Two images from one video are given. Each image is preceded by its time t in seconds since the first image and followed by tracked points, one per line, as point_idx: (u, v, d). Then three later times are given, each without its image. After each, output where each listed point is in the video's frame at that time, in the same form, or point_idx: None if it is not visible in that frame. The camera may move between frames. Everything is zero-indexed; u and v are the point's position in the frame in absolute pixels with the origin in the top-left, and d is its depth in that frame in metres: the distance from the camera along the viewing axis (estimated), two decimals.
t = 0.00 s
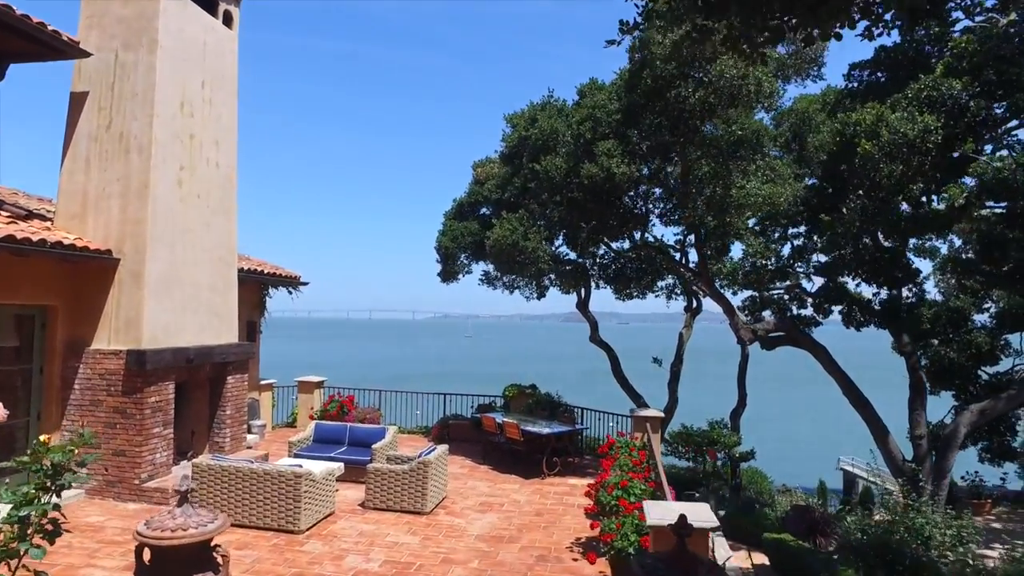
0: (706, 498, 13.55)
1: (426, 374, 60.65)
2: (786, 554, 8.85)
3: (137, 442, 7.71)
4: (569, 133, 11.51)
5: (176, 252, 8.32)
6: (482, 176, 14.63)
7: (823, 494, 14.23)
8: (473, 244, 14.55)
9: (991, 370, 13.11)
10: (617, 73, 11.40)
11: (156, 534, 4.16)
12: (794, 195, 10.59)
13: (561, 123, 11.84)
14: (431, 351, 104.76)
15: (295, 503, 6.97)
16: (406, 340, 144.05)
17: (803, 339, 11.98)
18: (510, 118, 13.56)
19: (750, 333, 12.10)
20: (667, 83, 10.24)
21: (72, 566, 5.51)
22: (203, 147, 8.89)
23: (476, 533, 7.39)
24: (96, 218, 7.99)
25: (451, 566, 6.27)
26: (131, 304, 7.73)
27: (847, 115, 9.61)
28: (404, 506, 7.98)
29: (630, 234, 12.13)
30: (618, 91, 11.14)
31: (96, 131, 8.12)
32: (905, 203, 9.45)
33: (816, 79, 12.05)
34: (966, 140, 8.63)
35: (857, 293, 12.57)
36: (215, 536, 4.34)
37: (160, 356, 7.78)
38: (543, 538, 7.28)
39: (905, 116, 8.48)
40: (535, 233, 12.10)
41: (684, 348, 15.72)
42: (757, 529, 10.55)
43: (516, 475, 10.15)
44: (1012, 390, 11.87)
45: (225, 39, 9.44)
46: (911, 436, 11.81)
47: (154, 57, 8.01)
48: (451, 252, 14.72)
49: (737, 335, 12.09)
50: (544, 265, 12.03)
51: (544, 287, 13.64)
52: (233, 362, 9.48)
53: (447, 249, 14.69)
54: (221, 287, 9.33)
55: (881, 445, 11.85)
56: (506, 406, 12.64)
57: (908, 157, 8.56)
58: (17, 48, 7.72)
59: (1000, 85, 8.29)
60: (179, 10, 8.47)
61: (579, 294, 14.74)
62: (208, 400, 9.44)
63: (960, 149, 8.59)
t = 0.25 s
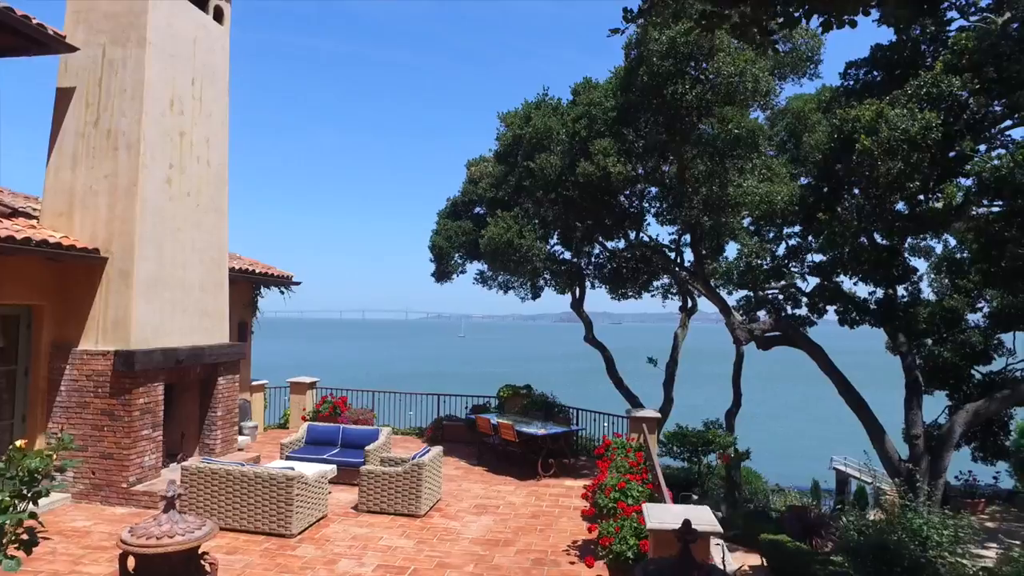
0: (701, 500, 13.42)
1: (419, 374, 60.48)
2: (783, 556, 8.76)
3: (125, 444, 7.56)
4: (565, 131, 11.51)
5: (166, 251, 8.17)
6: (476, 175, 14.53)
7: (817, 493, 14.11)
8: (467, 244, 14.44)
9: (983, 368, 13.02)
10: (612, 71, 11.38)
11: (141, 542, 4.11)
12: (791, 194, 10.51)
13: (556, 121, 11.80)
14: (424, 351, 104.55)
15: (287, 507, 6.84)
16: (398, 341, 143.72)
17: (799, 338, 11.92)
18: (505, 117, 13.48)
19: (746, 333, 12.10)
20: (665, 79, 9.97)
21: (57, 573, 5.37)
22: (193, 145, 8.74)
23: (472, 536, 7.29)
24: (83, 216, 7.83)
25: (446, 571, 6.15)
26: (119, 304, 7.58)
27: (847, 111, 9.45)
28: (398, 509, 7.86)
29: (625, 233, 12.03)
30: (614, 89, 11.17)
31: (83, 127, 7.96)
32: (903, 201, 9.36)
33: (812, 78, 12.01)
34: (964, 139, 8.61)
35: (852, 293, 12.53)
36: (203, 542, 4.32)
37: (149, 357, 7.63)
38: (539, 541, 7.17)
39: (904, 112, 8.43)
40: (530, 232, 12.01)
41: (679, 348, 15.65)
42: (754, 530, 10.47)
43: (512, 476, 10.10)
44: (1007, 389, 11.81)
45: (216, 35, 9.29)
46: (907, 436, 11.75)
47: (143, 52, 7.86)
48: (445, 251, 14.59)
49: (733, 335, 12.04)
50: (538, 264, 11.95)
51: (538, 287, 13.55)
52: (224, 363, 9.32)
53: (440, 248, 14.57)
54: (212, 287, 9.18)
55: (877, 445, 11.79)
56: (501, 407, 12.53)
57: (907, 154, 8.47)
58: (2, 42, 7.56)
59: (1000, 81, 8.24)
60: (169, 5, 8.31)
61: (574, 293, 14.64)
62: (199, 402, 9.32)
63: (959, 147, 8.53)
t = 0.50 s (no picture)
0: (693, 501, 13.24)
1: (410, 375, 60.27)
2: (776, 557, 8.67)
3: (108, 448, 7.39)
4: (558, 130, 11.44)
5: (151, 250, 8.00)
6: (467, 174, 14.40)
7: (808, 492, 14.00)
8: (458, 243, 14.31)
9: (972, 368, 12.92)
10: (605, 69, 11.29)
11: (118, 553, 4.07)
12: (786, 192, 10.44)
13: (548, 120, 11.73)
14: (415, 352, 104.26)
15: (274, 511, 6.70)
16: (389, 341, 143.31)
17: (793, 338, 11.85)
18: (497, 115, 13.36)
19: (739, 332, 12.02)
20: (658, 77, 9.88)
21: None
22: (179, 142, 8.57)
23: (463, 540, 7.16)
24: (65, 213, 7.65)
25: None
26: (102, 304, 7.40)
27: (842, 107, 9.28)
28: (388, 512, 7.72)
29: (617, 232, 11.92)
30: (606, 86, 11.08)
31: (65, 123, 7.78)
32: (895, 199, 9.18)
33: (805, 76, 11.95)
34: (959, 135, 8.51)
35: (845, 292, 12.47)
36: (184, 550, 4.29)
37: (133, 358, 7.46)
38: (532, 544, 7.05)
39: (898, 108, 8.36)
40: (522, 231, 11.90)
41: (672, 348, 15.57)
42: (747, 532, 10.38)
43: (504, 478, 9.97)
44: (999, 388, 11.78)
45: (202, 29, 9.12)
46: (900, 436, 11.70)
47: (126, 46, 7.69)
48: (436, 251, 14.45)
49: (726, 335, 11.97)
50: (531, 264, 11.86)
51: (530, 287, 13.43)
52: (211, 364, 9.15)
53: (431, 248, 14.43)
54: (199, 287, 9.01)
55: (870, 445, 11.73)
56: (493, 408, 12.42)
57: (902, 150, 8.40)
58: None
59: (996, 78, 8.30)
60: None
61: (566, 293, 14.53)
62: (185, 404, 9.14)
63: (954, 145, 8.47)
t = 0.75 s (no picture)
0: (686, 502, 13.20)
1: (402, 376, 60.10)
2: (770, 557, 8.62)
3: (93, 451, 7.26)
4: (550, 130, 11.39)
5: (137, 250, 7.88)
6: (459, 174, 14.32)
7: (800, 491, 13.97)
8: (450, 243, 14.22)
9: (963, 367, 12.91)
10: (597, 68, 11.25)
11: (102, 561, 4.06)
12: (779, 192, 10.42)
13: (540, 119, 11.70)
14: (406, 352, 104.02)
15: (263, 515, 6.60)
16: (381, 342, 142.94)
17: (785, 338, 11.83)
18: (489, 115, 13.29)
19: (733, 333, 11.93)
20: (650, 76, 9.82)
21: None
22: (167, 140, 8.44)
23: (455, 542, 7.07)
24: (49, 212, 7.51)
25: None
26: (87, 304, 7.28)
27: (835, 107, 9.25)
28: (380, 515, 7.62)
29: (610, 232, 11.87)
30: (599, 85, 11.03)
31: (49, 120, 7.64)
32: (887, 198, 9.21)
33: (798, 76, 11.95)
34: (951, 135, 8.48)
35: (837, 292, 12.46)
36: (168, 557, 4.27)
37: (119, 359, 7.34)
38: (525, 547, 6.98)
39: (890, 106, 8.34)
40: (514, 231, 11.82)
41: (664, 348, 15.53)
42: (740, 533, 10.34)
43: (496, 480, 9.89)
44: (989, 387, 11.80)
45: (190, 26, 8.99)
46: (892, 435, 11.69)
47: (112, 42, 7.56)
48: (427, 250, 14.36)
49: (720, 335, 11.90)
50: (524, 265, 11.78)
51: (522, 287, 13.36)
52: (200, 365, 9.02)
53: (423, 248, 14.33)
54: (187, 287, 8.88)
55: (863, 445, 11.72)
56: (485, 409, 12.34)
57: (894, 149, 8.39)
58: None
59: (988, 78, 8.32)
60: None
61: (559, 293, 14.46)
62: (173, 405, 9.01)
63: (946, 144, 8.45)
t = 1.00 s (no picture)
0: (676, 502, 13.19)
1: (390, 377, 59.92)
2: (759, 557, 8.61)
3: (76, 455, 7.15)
4: (541, 130, 11.37)
5: (122, 249, 7.76)
6: (448, 173, 14.26)
7: (788, 490, 14.01)
8: (440, 243, 14.15)
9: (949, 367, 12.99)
10: (587, 68, 11.23)
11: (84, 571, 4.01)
12: (768, 192, 10.42)
13: (530, 119, 11.69)
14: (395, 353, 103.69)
15: (250, 519, 6.51)
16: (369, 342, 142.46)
17: (775, 338, 11.85)
18: (478, 114, 13.24)
19: (723, 333, 11.89)
20: (640, 75, 9.81)
21: None
22: (152, 138, 8.32)
23: (446, 545, 7.01)
24: (29, 210, 7.37)
25: None
26: (70, 304, 7.15)
27: (824, 107, 9.26)
28: (369, 517, 7.55)
29: (599, 232, 11.84)
30: (588, 85, 11.01)
31: (29, 116, 7.49)
32: (876, 198, 9.21)
33: (786, 77, 11.99)
34: (938, 136, 8.49)
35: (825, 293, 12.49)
36: (151, 566, 4.24)
37: (102, 361, 7.22)
38: (516, 549, 6.93)
39: (878, 107, 8.37)
40: (504, 231, 11.75)
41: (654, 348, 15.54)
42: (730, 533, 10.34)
43: (486, 481, 9.83)
44: (975, 386, 11.88)
45: (176, 22, 8.86)
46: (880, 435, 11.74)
47: (94, 38, 7.44)
48: (416, 251, 14.28)
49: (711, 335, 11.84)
50: (513, 265, 11.73)
51: (512, 287, 13.32)
52: (186, 366, 8.91)
53: (412, 248, 14.25)
54: (173, 287, 8.77)
55: (851, 444, 11.74)
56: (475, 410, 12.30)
57: (882, 149, 8.41)
58: None
59: (973, 79, 8.37)
60: None
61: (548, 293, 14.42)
62: (158, 407, 8.89)
63: (934, 146, 8.48)
